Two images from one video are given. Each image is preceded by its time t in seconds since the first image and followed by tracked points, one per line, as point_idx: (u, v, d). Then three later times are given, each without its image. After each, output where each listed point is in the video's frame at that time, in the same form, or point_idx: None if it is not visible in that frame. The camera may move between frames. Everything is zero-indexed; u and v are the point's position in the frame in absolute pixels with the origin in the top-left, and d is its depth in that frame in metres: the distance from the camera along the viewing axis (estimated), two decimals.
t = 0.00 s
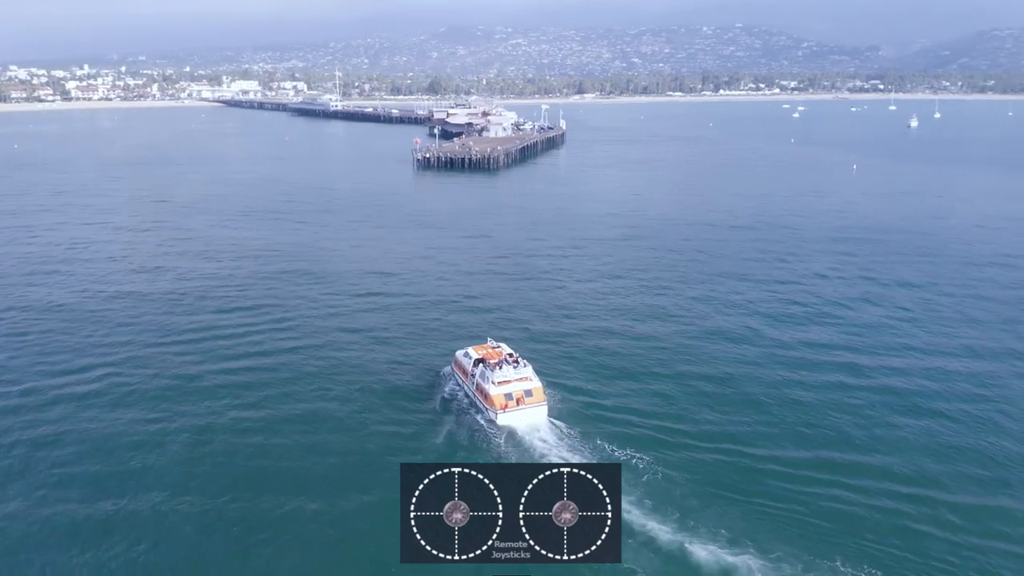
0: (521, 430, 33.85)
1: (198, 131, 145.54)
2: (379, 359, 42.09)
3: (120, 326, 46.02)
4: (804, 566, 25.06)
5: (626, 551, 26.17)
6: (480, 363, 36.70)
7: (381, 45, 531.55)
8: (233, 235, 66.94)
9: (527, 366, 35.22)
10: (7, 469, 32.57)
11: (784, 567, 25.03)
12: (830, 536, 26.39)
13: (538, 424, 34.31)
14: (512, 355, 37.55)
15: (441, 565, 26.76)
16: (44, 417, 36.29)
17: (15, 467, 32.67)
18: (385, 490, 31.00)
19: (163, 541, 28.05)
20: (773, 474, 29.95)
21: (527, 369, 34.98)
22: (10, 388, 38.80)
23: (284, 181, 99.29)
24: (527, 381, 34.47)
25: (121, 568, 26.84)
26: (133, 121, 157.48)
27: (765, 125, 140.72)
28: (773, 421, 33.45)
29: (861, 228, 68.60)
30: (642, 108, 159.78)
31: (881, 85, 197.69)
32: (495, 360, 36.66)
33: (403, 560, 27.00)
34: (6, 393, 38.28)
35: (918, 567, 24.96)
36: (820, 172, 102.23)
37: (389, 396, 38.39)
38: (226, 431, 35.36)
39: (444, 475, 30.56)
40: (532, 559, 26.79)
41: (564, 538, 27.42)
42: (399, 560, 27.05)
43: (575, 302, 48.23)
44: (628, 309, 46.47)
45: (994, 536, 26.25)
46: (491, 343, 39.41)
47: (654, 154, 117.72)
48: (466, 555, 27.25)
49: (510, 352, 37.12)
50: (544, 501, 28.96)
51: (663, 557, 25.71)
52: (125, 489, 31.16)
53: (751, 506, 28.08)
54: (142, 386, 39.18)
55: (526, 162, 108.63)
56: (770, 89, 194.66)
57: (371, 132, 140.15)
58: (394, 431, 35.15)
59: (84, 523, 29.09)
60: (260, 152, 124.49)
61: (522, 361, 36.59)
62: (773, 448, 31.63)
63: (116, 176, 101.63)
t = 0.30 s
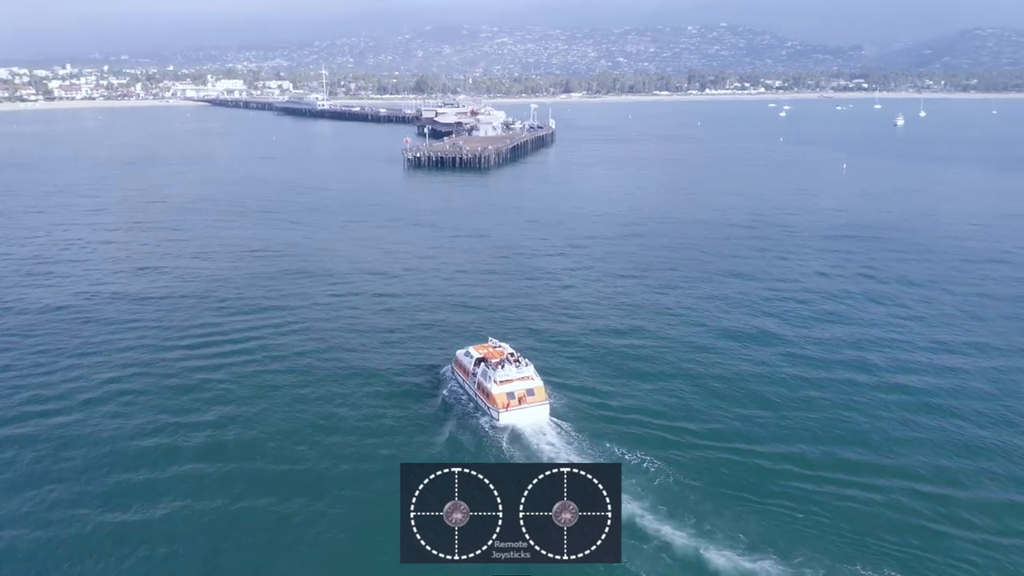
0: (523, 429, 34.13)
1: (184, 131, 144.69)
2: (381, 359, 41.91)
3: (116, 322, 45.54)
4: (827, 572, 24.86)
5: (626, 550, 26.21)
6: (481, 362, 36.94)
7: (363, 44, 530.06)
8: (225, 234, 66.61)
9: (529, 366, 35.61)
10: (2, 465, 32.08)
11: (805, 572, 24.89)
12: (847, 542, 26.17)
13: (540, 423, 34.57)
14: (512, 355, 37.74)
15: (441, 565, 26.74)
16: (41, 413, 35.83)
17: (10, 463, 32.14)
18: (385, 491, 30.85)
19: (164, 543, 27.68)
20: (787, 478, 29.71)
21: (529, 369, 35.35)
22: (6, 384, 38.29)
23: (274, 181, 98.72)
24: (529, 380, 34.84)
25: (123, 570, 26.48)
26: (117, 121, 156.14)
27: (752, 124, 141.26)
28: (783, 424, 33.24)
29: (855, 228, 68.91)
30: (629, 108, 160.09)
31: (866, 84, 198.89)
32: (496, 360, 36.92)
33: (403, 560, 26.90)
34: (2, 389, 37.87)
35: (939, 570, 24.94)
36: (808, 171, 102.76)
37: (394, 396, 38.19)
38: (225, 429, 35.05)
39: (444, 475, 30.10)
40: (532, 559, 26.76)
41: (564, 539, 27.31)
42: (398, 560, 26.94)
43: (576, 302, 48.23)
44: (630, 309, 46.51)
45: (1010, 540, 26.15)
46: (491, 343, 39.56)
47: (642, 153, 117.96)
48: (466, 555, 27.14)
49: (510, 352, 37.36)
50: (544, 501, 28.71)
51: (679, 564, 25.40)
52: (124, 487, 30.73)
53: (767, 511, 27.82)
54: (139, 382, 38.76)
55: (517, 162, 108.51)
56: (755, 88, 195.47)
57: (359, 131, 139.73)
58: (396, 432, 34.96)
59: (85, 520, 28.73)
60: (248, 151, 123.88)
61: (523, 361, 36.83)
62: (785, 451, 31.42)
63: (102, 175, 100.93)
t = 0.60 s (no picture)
0: (526, 427, 34.30)
1: (172, 130, 143.96)
2: (384, 359, 41.75)
3: (113, 323, 45.18)
4: None
5: (628, 550, 26.31)
6: (483, 361, 37.02)
7: (349, 43, 528.46)
8: (219, 234, 66.41)
9: (531, 364, 35.82)
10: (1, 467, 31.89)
11: None
12: (867, 546, 26.07)
13: (543, 421, 34.75)
14: (513, 354, 37.81)
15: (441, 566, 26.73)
16: (40, 416, 35.50)
17: (8, 467, 31.83)
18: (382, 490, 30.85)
19: (167, 546, 27.51)
20: (800, 481, 29.59)
21: (532, 367, 35.58)
22: (4, 386, 37.96)
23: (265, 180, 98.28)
24: (532, 378, 35.05)
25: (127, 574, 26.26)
26: (103, 120, 155.04)
27: (741, 123, 141.79)
28: (796, 425, 33.15)
29: (850, 226, 69.22)
30: (618, 106, 160.38)
31: (852, 82, 199.89)
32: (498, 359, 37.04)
33: (402, 560, 26.96)
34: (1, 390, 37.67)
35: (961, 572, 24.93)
36: (798, 170, 103.26)
37: (399, 396, 38.07)
38: (225, 429, 34.87)
39: (444, 474, 29.77)
40: (532, 560, 26.67)
41: (564, 539, 27.19)
42: (398, 560, 26.99)
43: (577, 301, 48.22)
44: (628, 308, 46.65)
45: None
46: (493, 342, 39.57)
47: (632, 151, 118.24)
48: (467, 554, 27.07)
49: (512, 351, 37.48)
50: (544, 501, 28.53)
51: (697, 569, 25.24)
52: (126, 489, 30.53)
53: (784, 515, 27.71)
54: (138, 384, 38.48)
55: (508, 161, 108.41)
56: (743, 87, 196.14)
57: (348, 130, 139.41)
58: (399, 431, 34.85)
59: (87, 524, 28.50)
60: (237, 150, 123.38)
61: (525, 359, 36.91)
62: (799, 453, 31.30)
63: (91, 175, 100.37)
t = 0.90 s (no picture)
0: (529, 425, 34.41)
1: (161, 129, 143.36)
2: (386, 358, 41.82)
3: (114, 324, 44.96)
4: None
5: (629, 549, 26.62)
6: (486, 360, 37.13)
7: (333, 42, 526.86)
8: (213, 233, 66.30)
9: (534, 363, 36.03)
10: (5, 470, 31.82)
11: None
12: (883, 553, 26.40)
13: (545, 420, 34.88)
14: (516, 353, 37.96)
15: (441, 567, 27.07)
16: (44, 420, 35.29)
17: (12, 470, 31.77)
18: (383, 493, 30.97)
19: (174, 549, 27.59)
20: (813, 486, 29.89)
21: (534, 365, 35.80)
22: (6, 389, 37.77)
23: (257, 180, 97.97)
24: (534, 376, 35.24)
25: None
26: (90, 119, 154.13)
27: (729, 122, 142.42)
28: (806, 430, 33.46)
29: (845, 225, 69.70)
30: (607, 105, 160.77)
31: (838, 81, 201.08)
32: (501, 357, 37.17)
33: (403, 560, 27.32)
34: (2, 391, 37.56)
35: None
36: (787, 169, 103.86)
37: (407, 395, 38.11)
38: (229, 431, 34.80)
39: (444, 472, 28.87)
40: (531, 560, 26.74)
41: (564, 539, 27.17)
42: (399, 561, 27.35)
43: (574, 301, 48.47)
44: (626, 308, 46.91)
45: None
46: (494, 340, 39.63)
47: (622, 149, 118.67)
48: (466, 555, 27.27)
49: (515, 350, 37.62)
50: (544, 500, 28.05)
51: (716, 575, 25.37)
52: (131, 493, 30.53)
53: (800, 521, 27.97)
54: (141, 386, 38.32)
55: (501, 161, 108.47)
56: (730, 85, 196.94)
57: (338, 129, 139.26)
58: (405, 431, 34.86)
59: (95, 530, 28.43)
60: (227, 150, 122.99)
61: (528, 357, 37.04)
62: (810, 458, 31.61)
63: (81, 174, 99.81)
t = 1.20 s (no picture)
0: (531, 422, 34.58)
1: (146, 129, 142.38)
2: (384, 356, 41.83)
3: (111, 325, 44.69)
4: None
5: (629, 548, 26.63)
6: (486, 358, 37.21)
7: (315, 41, 524.58)
8: (205, 233, 66.01)
9: (534, 361, 36.19)
10: (8, 472, 31.72)
11: None
12: (900, 554, 26.43)
13: (547, 417, 35.08)
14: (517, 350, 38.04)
15: (442, 567, 27.13)
16: (45, 422, 35.22)
17: (14, 473, 31.67)
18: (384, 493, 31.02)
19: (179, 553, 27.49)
20: (826, 486, 29.89)
21: (535, 364, 35.94)
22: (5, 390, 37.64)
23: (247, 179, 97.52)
24: (536, 374, 35.41)
25: None
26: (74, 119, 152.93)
27: (715, 121, 142.92)
28: (814, 430, 33.49)
29: (837, 223, 70.12)
30: (594, 104, 160.98)
31: (822, 80, 202.07)
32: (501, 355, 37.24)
33: (403, 560, 27.41)
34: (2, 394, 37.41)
35: None
36: (775, 168, 104.37)
37: (412, 395, 38.06)
38: (232, 434, 34.68)
39: (444, 473, 29.00)
40: (531, 560, 26.93)
41: (563, 538, 27.26)
42: (399, 561, 27.45)
43: (570, 299, 48.61)
44: (622, 306, 47.08)
45: None
46: (494, 338, 39.68)
47: (611, 148, 118.88)
48: (467, 555, 27.34)
49: (515, 348, 37.71)
50: (544, 500, 28.15)
51: None
52: (134, 496, 30.47)
53: (815, 522, 27.98)
54: (141, 388, 38.14)
55: (491, 160, 108.39)
56: (715, 84, 197.53)
57: (325, 128, 138.80)
58: (409, 433, 34.81)
59: (100, 533, 28.37)
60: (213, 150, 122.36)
61: (528, 355, 37.15)
62: (820, 458, 31.64)
63: (68, 174, 99.03)
